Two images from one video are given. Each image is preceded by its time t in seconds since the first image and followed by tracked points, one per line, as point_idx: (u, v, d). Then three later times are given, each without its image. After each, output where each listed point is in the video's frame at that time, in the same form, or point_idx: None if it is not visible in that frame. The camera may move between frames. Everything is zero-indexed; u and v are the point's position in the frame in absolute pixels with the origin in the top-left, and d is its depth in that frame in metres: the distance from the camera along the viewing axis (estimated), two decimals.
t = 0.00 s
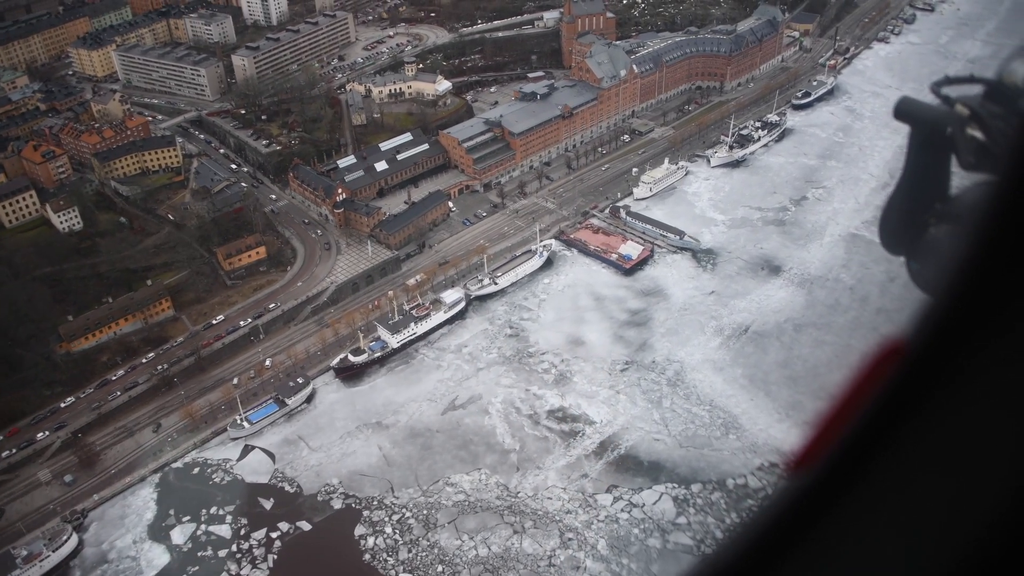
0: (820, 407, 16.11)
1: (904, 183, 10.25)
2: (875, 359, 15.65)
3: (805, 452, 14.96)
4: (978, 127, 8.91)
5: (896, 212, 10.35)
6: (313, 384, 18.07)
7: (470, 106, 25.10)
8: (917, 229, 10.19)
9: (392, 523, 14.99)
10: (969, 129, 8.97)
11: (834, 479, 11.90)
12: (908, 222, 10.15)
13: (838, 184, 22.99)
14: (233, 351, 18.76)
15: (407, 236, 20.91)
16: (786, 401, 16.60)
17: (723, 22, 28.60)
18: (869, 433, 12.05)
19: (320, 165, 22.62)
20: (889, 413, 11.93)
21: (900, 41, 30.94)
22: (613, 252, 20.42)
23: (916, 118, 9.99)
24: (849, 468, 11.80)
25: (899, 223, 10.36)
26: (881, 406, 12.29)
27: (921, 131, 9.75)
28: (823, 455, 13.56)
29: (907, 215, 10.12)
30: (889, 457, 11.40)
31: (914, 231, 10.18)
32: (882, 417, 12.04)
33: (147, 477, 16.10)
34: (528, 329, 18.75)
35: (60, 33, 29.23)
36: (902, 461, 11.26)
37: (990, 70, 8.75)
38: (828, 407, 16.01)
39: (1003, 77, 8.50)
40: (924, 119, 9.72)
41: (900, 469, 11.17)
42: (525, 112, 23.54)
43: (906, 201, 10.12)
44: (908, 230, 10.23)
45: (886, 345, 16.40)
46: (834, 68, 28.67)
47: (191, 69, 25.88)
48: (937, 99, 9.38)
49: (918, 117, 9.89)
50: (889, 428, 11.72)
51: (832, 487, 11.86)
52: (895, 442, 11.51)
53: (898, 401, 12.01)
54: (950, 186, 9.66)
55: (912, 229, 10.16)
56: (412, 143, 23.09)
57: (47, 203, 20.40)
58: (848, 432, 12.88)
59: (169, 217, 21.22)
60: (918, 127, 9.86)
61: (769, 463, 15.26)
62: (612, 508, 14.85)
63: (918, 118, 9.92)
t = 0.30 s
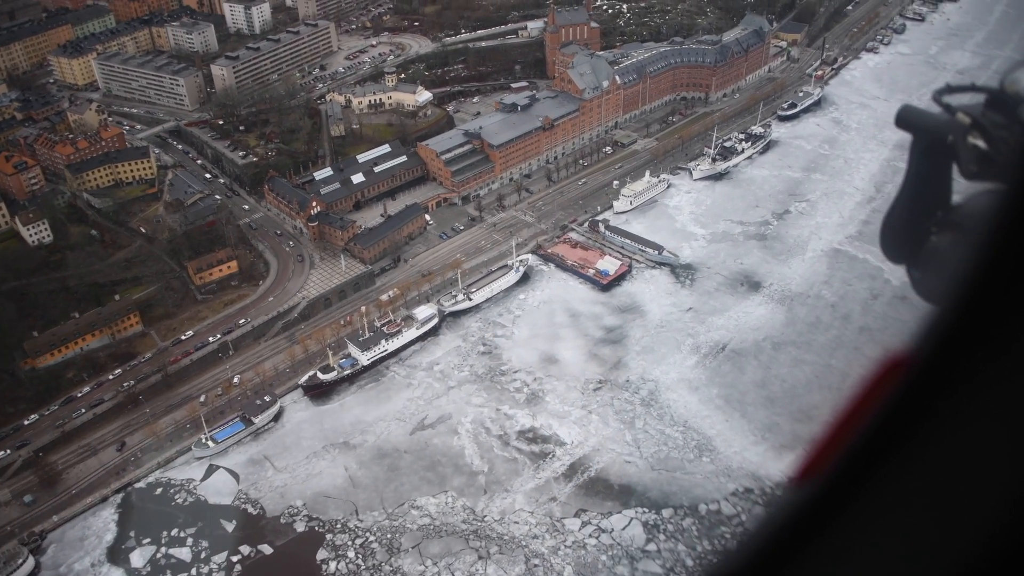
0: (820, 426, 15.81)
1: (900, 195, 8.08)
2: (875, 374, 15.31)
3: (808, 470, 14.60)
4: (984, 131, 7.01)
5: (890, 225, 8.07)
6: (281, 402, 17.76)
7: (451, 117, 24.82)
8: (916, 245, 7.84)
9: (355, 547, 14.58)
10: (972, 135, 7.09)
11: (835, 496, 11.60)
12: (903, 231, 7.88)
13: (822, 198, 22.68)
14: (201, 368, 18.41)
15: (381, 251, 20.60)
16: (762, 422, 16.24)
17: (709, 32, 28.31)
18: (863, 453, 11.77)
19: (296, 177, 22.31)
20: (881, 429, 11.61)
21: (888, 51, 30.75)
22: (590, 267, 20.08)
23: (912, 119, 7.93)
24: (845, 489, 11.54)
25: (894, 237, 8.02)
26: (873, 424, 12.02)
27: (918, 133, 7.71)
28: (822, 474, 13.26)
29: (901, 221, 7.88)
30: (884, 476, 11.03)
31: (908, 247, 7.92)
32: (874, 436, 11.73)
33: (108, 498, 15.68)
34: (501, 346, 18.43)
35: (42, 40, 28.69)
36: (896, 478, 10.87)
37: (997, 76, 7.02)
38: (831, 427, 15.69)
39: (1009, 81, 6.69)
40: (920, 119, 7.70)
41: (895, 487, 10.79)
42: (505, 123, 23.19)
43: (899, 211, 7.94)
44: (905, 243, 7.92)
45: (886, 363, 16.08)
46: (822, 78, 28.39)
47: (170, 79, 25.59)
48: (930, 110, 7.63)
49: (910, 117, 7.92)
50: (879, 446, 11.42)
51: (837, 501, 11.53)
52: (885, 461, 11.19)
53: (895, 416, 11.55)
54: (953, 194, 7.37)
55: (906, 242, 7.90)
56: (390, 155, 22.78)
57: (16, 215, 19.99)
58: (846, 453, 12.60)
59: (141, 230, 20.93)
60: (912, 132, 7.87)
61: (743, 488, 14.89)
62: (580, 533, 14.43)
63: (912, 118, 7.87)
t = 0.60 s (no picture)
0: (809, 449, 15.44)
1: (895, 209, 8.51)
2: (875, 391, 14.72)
3: (800, 488, 14.20)
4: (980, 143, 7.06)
5: (883, 236, 8.51)
6: (244, 421, 17.34)
7: (429, 128, 24.55)
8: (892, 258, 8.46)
9: (311, 572, 14.15)
10: (967, 151, 7.16)
11: (826, 514, 10.99)
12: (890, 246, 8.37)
13: (801, 212, 22.38)
14: (164, 384, 17.98)
15: (351, 265, 20.27)
16: (733, 445, 15.91)
17: (692, 42, 28.04)
18: (860, 467, 11.13)
19: (268, 189, 21.97)
20: (878, 444, 10.96)
21: (874, 62, 30.54)
22: (564, 282, 19.77)
23: (923, 130, 7.92)
24: (835, 508, 10.89)
25: (887, 247, 8.40)
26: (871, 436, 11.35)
27: (922, 151, 7.89)
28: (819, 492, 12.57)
29: (892, 238, 8.33)
30: (876, 499, 10.40)
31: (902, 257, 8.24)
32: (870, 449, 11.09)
33: (63, 518, 15.17)
34: (470, 364, 18.09)
35: (19, 47, 28.23)
36: (891, 499, 10.24)
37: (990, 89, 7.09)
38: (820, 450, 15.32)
39: (1004, 93, 6.61)
40: (922, 136, 7.90)
41: (888, 510, 10.17)
42: (481, 135, 22.87)
43: (894, 223, 8.32)
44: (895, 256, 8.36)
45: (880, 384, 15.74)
46: (806, 89, 28.13)
47: (145, 88, 25.27)
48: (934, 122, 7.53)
49: (922, 131, 7.91)
50: (874, 461, 10.79)
51: (829, 521, 10.91)
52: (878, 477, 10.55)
53: (890, 436, 10.76)
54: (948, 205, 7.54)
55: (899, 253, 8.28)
56: (364, 167, 22.47)
57: None
58: (842, 464, 11.96)
59: (108, 243, 20.59)
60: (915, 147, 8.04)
61: (712, 515, 14.54)
62: (543, 560, 14.07)
63: (923, 134, 7.91)
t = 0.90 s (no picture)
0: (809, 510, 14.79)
1: (894, 251, 7.58)
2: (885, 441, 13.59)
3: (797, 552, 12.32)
4: (981, 192, 6.18)
5: (879, 280, 7.51)
6: (194, 448, 16.76)
7: (405, 153, 24.37)
8: (887, 311, 7.47)
9: None
10: (965, 198, 6.37)
11: None
12: (889, 292, 7.32)
13: (777, 250, 22.15)
14: (117, 408, 17.38)
15: (316, 291, 19.93)
16: (694, 490, 15.50)
17: (674, 75, 27.98)
18: (860, 528, 9.08)
19: (236, 211, 21.65)
20: (884, 505, 8.75)
21: (857, 100, 30.56)
22: (531, 315, 19.45)
23: (904, 187, 7.31)
24: None
25: (883, 294, 7.37)
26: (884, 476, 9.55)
27: (917, 197, 7.12)
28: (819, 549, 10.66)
29: (889, 280, 7.28)
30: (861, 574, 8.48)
31: (897, 306, 7.25)
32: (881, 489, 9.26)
33: None
34: (431, 397, 17.68)
35: None
36: None
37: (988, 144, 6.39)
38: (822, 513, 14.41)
39: (1000, 144, 5.97)
40: (914, 182, 7.14)
41: None
42: (455, 162, 22.65)
43: (890, 265, 7.37)
44: (892, 304, 7.33)
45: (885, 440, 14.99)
46: (788, 125, 28.07)
47: (120, 103, 25.02)
48: (929, 171, 6.92)
49: (908, 181, 7.25)
50: (883, 498, 8.86)
51: None
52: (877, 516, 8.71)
53: (892, 498, 8.65)
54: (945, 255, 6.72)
55: (895, 300, 7.26)
56: (336, 191, 22.19)
57: None
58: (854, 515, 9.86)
59: (69, 260, 20.13)
60: (905, 195, 7.30)
61: (668, 564, 14.09)
62: None
63: (911, 183, 7.19)
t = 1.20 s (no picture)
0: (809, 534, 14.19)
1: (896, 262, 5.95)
2: (888, 455, 12.93)
3: None
4: (986, 201, 4.87)
5: (879, 291, 5.87)
6: (158, 460, 16.36)
7: (383, 157, 24.04)
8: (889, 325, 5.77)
9: None
10: (972, 205, 4.95)
11: None
12: (888, 305, 5.66)
13: (759, 258, 21.82)
14: (81, 419, 16.92)
15: (287, 299, 19.60)
16: (665, 506, 15.17)
17: (659, 79, 27.68)
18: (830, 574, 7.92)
19: (209, 217, 21.32)
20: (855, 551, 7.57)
21: (846, 105, 30.29)
22: (505, 324, 19.12)
23: (901, 189, 5.70)
24: None
25: (883, 309, 5.72)
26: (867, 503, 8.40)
27: (913, 203, 5.49)
28: None
29: (891, 291, 5.63)
30: None
31: (901, 322, 5.58)
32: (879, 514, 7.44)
33: None
34: (400, 409, 17.37)
35: None
36: None
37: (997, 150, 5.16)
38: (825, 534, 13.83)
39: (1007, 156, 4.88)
40: (911, 185, 5.54)
41: None
42: (432, 168, 22.30)
43: (893, 272, 5.70)
44: (894, 321, 5.68)
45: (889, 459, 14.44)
46: (774, 130, 27.78)
47: (95, 107, 24.75)
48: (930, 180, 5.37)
49: (903, 184, 5.63)
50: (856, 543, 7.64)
51: None
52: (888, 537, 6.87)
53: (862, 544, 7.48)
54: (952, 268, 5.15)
55: (898, 314, 5.57)
56: (311, 197, 21.86)
57: None
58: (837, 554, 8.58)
59: (37, 267, 19.76)
60: (902, 199, 5.65)
61: None
62: None
63: (909, 184, 5.57)
